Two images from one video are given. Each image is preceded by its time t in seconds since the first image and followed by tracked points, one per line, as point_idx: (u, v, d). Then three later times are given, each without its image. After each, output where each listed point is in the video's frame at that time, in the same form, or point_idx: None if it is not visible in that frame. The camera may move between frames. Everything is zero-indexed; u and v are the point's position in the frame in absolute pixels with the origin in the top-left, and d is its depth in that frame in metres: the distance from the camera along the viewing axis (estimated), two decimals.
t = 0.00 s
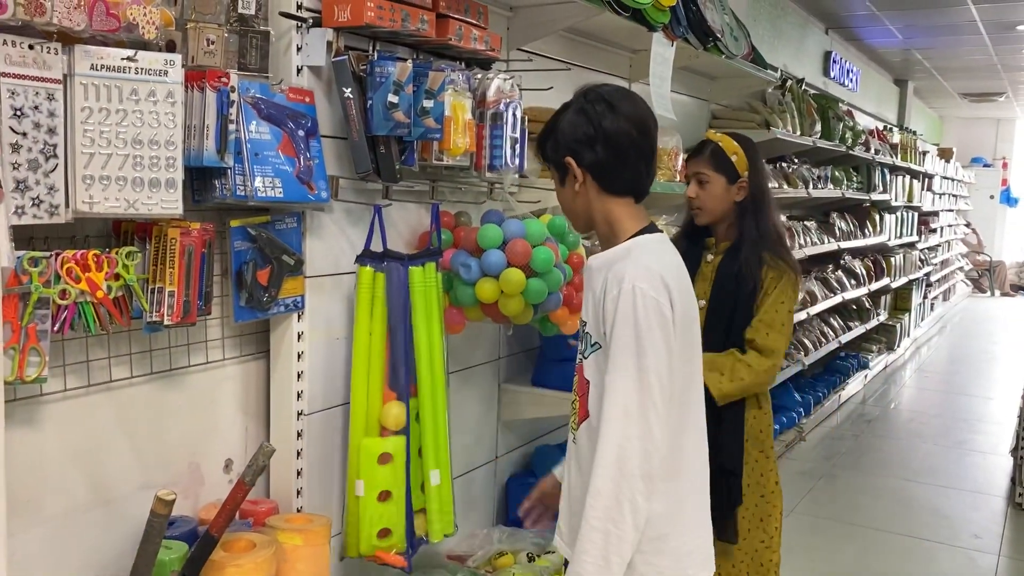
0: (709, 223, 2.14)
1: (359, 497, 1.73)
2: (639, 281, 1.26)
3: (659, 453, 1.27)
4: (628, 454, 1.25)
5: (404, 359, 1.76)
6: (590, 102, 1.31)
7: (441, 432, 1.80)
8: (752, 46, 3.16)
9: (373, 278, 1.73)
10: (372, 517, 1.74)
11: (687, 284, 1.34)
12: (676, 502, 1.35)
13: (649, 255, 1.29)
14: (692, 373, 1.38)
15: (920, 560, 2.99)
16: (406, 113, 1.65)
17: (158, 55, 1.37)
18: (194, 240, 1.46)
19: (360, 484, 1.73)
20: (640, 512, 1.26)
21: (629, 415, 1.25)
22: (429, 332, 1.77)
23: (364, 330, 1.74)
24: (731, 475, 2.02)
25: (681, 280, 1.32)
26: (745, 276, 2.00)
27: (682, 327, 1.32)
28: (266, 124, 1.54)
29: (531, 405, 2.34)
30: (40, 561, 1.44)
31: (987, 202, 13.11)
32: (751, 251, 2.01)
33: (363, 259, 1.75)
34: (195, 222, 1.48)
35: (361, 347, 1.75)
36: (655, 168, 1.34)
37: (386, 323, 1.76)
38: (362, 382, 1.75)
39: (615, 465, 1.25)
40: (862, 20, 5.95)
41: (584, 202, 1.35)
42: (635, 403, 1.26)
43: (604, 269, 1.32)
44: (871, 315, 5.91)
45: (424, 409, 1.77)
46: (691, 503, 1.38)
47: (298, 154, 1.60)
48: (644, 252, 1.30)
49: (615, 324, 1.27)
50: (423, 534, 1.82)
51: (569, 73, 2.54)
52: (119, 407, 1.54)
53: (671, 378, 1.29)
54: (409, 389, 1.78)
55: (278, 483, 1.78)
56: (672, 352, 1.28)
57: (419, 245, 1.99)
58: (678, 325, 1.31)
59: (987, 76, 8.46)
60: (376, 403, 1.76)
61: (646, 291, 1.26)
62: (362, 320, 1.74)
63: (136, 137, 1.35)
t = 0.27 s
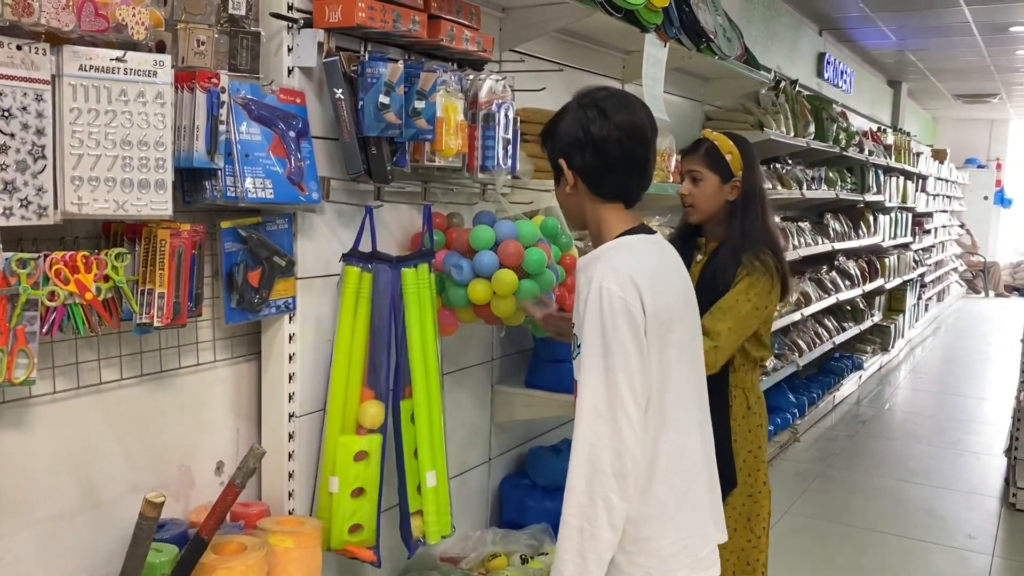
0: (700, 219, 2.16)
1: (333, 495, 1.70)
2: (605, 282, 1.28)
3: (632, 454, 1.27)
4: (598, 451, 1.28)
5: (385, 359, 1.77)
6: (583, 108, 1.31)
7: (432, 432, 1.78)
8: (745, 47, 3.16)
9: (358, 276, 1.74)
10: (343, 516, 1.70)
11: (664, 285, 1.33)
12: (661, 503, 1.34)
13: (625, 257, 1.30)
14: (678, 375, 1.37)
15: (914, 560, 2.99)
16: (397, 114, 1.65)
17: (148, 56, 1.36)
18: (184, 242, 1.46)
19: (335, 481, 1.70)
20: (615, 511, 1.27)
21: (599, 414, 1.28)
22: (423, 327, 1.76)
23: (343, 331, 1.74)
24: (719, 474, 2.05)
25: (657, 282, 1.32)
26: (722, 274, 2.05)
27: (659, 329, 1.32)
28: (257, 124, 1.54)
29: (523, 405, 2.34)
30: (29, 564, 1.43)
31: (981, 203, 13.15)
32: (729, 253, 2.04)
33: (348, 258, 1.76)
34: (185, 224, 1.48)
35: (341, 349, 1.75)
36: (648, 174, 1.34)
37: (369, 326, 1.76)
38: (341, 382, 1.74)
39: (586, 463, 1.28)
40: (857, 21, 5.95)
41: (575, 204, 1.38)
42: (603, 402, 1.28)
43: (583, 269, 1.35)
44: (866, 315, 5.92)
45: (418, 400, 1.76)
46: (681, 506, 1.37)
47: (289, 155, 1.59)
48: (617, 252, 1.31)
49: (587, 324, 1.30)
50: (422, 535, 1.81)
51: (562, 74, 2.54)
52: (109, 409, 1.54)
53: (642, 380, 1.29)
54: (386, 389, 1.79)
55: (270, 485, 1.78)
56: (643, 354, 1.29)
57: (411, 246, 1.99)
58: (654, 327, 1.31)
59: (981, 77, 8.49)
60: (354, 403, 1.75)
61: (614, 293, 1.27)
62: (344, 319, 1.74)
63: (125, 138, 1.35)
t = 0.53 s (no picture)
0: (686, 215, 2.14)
1: (327, 503, 1.66)
2: (597, 283, 1.27)
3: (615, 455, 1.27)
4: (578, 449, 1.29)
5: (373, 361, 1.72)
6: (593, 108, 1.32)
7: (417, 435, 1.75)
8: (737, 46, 3.15)
9: (343, 277, 1.69)
10: (337, 526, 1.67)
11: (663, 288, 1.31)
12: (650, 506, 1.33)
13: (620, 256, 1.29)
14: (673, 378, 1.35)
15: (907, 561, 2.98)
16: (383, 111, 1.62)
17: (128, 51, 1.34)
18: (165, 240, 1.43)
19: (332, 488, 1.66)
20: (592, 510, 1.28)
21: (582, 414, 1.29)
22: (411, 328, 1.74)
23: (330, 332, 1.69)
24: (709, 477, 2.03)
25: (654, 285, 1.30)
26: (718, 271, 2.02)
27: (655, 332, 1.30)
28: (240, 122, 1.52)
29: (513, 407, 2.32)
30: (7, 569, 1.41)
31: (975, 204, 13.16)
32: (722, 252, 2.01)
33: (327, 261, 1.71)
34: (167, 222, 1.46)
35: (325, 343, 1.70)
36: (660, 175, 1.35)
37: (354, 324, 1.71)
38: (330, 384, 1.68)
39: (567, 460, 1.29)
40: (850, 21, 5.94)
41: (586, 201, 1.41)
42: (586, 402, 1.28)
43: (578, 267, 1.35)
44: (859, 316, 5.91)
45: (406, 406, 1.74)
46: (674, 510, 1.35)
47: (273, 153, 1.57)
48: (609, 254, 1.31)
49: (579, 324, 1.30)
50: (409, 538, 1.77)
51: (552, 73, 2.52)
52: (90, 411, 1.51)
53: (632, 382, 1.28)
54: (376, 393, 1.73)
55: (255, 487, 1.76)
56: (632, 356, 1.27)
57: (399, 245, 1.96)
58: (650, 331, 1.29)
59: (974, 78, 8.49)
60: (341, 408, 1.69)
61: (603, 294, 1.27)
62: (331, 320, 1.69)
63: (104, 135, 1.32)
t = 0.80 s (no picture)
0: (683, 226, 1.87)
1: (338, 514, 1.61)
2: (620, 283, 1.27)
3: (632, 458, 1.26)
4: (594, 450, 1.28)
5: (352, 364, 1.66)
6: (630, 103, 1.31)
7: (394, 440, 1.70)
8: (728, 44, 3.11)
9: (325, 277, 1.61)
10: (348, 537, 1.63)
11: (692, 291, 1.29)
12: (673, 514, 1.32)
13: (647, 256, 1.28)
14: (704, 383, 1.33)
15: (901, 566, 2.94)
16: (359, 105, 1.58)
17: (90, 41, 1.29)
18: (130, 237, 1.38)
19: (345, 498, 1.62)
20: (605, 513, 1.27)
21: (599, 416, 1.28)
22: (389, 337, 1.70)
23: (316, 338, 1.60)
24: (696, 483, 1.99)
25: (682, 288, 1.28)
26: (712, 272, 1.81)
27: (682, 335, 1.28)
28: (209, 115, 1.47)
29: (497, 408, 2.28)
30: None
31: (969, 205, 13.17)
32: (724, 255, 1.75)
33: (301, 263, 1.63)
34: (132, 219, 1.41)
35: (305, 350, 1.63)
36: (696, 176, 1.33)
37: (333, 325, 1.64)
38: (322, 391, 1.61)
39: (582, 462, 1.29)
40: (843, 21, 5.92)
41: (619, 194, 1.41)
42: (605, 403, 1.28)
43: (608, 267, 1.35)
44: (852, 317, 5.88)
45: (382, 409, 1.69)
46: (703, 518, 1.33)
47: (244, 148, 1.52)
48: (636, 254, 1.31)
49: (603, 323, 1.30)
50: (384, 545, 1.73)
51: (538, 69, 2.48)
52: (55, 413, 1.46)
53: (654, 384, 1.27)
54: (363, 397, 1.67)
55: (228, 492, 1.71)
56: (655, 358, 1.27)
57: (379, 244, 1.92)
58: (675, 335, 1.28)
59: (967, 79, 8.48)
60: (329, 415, 1.61)
61: (628, 293, 1.26)
62: (318, 327, 1.60)
63: (65, 127, 1.28)
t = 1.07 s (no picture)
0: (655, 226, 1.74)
1: (335, 521, 1.56)
2: (644, 286, 1.23)
3: (665, 469, 1.23)
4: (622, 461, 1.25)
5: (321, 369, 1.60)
6: (658, 97, 1.29)
7: (362, 448, 1.66)
8: (716, 42, 3.06)
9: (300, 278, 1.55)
10: (344, 546, 1.57)
11: (721, 292, 1.25)
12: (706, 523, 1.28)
13: (672, 258, 1.24)
14: (736, 386, 1.28)
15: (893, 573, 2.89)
16: (325, 101, 1.53)
17: (38, 31, 1.23)
18: (83, 237, 1.33)
19: (340, 505, 1.56)
20: (637, 524, 1.25)
21: (629, 424, 1.24)
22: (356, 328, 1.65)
23: (294, 343, 1.53)
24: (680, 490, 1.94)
25: (708, 291, 1.23)
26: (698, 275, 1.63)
27: (711, 339, 1.23)
28: (169, 111, 1.42)
29: (477, 413, 2.22)
30: None
31: (964, 207, 13.16)
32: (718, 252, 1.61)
33: (268, 267, 1.56)
34: (86, 218, 1.35)
35: (281, 357, 1.55)
36: (724, 175, 1.30)
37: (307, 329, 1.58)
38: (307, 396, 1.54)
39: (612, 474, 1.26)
40: (837, 21, 5.88)
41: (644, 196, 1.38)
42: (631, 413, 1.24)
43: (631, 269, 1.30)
44: (845, 319, 5.83)
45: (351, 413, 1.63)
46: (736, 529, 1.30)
47: (206, 145, 1.47)
48: (658, 257, 1.26)
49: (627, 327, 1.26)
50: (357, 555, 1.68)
51: (521, 66, 2.43)
52: (6, 420, 1.40)
53: (683, 391, 1.23)
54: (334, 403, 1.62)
55: (193, 501, 1.65)
56: (683, 364, 1.22)
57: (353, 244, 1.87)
58: (702, 339, 1.23)
59: (961, 80, 8.46)
60: (312, 422, 1.55)
61: (653, 296, 1.22)
62: (297, 330, 1.54)
63: (12, 122, 1.22)
